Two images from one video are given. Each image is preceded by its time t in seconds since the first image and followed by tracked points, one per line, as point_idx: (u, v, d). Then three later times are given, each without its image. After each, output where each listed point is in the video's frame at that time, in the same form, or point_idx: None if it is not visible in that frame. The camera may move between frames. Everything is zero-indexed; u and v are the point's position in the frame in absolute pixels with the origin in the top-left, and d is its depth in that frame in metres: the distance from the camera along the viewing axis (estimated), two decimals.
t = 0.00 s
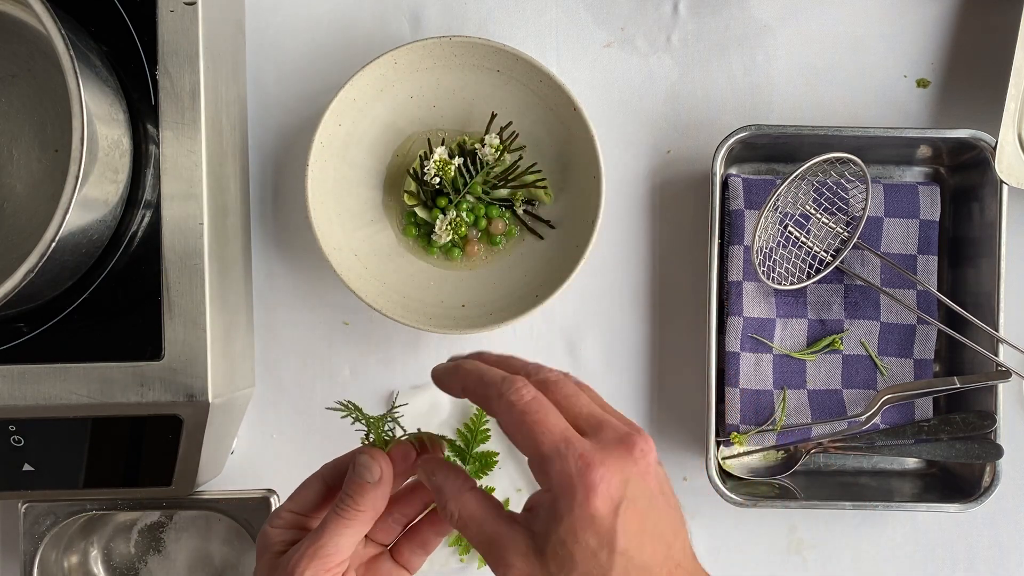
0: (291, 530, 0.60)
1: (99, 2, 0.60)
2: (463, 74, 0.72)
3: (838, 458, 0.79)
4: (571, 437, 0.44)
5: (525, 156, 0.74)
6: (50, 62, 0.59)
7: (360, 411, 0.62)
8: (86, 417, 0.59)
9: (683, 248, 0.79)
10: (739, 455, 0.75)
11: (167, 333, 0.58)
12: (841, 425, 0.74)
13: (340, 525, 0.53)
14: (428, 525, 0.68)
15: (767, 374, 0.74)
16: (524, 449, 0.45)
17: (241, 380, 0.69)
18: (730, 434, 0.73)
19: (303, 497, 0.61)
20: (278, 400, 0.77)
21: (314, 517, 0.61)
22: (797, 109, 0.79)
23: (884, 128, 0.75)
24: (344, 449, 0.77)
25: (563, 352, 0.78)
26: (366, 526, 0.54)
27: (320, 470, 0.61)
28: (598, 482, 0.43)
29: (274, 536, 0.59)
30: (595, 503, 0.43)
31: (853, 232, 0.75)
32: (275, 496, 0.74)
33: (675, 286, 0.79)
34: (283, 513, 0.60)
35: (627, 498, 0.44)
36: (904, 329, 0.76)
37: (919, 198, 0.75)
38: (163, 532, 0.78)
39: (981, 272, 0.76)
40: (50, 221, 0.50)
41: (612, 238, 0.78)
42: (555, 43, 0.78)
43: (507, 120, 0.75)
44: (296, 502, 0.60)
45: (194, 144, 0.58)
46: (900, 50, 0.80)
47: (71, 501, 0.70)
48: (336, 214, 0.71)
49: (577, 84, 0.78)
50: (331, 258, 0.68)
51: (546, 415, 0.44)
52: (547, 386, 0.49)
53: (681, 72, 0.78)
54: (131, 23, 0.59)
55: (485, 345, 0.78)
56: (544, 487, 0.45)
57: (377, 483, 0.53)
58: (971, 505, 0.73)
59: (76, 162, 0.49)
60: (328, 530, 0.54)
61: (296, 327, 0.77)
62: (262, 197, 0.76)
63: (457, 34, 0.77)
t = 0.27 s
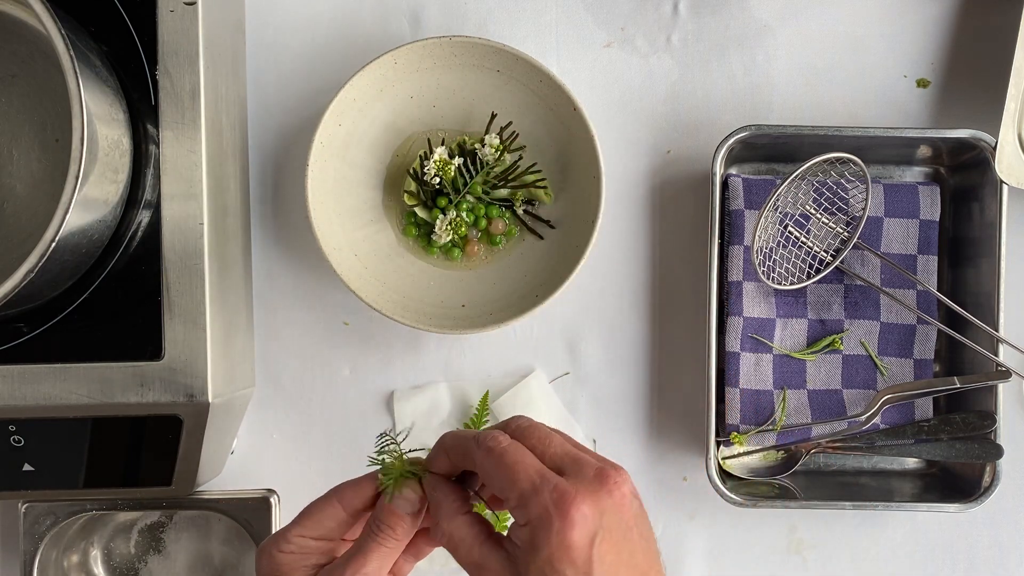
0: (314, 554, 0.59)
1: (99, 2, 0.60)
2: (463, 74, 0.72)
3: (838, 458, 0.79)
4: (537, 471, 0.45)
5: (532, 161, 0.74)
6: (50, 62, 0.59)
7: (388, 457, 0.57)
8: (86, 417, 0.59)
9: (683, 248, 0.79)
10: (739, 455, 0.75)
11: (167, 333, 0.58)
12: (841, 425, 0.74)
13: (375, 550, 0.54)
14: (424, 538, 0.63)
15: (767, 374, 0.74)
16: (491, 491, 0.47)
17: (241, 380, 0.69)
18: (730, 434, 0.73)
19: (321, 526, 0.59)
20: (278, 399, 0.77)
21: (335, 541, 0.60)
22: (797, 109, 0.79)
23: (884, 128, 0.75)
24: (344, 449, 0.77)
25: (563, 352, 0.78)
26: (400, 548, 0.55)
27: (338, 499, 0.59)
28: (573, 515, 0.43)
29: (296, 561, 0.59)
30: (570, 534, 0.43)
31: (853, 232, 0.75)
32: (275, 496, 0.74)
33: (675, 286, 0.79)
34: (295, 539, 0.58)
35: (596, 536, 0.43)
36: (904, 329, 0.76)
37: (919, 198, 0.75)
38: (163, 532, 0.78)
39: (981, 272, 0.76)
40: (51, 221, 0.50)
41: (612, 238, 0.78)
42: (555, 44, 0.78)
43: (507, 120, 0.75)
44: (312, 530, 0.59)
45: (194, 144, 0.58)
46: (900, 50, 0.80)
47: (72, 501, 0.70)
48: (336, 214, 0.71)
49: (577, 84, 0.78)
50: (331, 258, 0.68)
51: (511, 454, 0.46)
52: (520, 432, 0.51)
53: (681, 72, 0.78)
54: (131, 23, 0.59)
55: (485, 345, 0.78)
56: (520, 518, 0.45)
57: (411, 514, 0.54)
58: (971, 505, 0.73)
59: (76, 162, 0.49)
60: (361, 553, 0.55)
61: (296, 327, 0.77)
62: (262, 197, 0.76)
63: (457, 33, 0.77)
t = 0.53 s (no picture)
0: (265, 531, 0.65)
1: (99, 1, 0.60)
2: (462, 74, 0.72)
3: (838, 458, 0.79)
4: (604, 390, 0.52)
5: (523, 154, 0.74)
6: (50, 62, 0.59)
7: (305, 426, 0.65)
8: (86, 417, 0.59)
9: (683, 248, 0.79)
10: (739, 455, 0.75)
11: (167, 333, 0.58)
12: (841, 425, 0.74)
13: (312, 525, 0.58)
14: (390, 508, 0.72)
15: (767, 374, 0.74)
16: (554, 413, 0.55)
17: (241, 380, 0.69)
18: (730, 434, 0.73)
19: (269, 502, 0.66)
20: (278, 399, 0.77)
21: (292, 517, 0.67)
22: (797, 109, 0.79)
23: (884, 127, 0.75)
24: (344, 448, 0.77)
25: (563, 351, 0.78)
26: (338, 522, 0.59)
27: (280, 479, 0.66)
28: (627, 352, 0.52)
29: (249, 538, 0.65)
30: (636, 353, 0.52)
31: (853, 232, 0.75)
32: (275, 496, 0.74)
33: (675, 286, 0.79)
34: (256, 517, 0.66)
35: (635, 399, 0.53)
36: (904, 329, 0.76)
37: (919, 198, 0.75)
38: (163, 532, 0.78)
39: (981, 272, 0.76)
40: (50, 221, 0.50)
41: (612, 237, 0.78)
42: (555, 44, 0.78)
43: (507, 120, 0.75)
44: (264, 507, 0.66)
45: (194, 144, 0.58)
46: (900, 50, 0.80)
47: (72, 501, 0.70)
48: (336, 214, 0.71)
49: (577, 84, 0.78)
50: (331, 258, 0.68)
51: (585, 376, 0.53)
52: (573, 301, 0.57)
53: (681, 72, 0.78)
54: (131, 23, 0.59)
55: (485, 345, 0.78)
56: (596, 336, 0.54)
57: (346, 484, 0.56)
58: (971, 505, 0.73)
59: (76, 162, 0.49)
60: (303, 532, 0.59)
61: (296, 328, 0.77)
62: (262, 197, 0.76)
63: (457, 33, 0.77)
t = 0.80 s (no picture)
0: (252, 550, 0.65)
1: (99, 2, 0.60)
2: (462, 74, 0.72)
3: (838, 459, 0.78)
4: (589, 283, 0.54)
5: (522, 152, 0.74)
6: (50, 62, 0.59)
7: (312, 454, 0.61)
8: (86, 417, 0.59)
9: (683, 248, 0.79)
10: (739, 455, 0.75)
11: (167, 333, 0.58)
12: (841, 425, 0.74)
13: (300, 554, 0.56)
14: (373, 541, 0.69)
15: (767, 374, 0.74)
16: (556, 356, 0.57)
17: (241, 380, 0.69)
18: (730, 434, 0.73)
19: (261, 523, 0.65)
20: (278, 399, 0.77)
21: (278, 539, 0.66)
22: (797, 109, 0.79)
23: (884, 127, 0.75)
24: (343, 448, 0.77)
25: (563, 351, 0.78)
26: (324, 556, 0.57)
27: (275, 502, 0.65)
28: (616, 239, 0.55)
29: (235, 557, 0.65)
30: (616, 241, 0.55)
31: (853, 232, 0.75)
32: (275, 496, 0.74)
33: (675, 286, 0.79)
34: (241, 537, 0.65)
35: (620, 266, 0.55)
36: (904, 329, 0.76)
37: (919, 198, 0.75)
38: (163, 532, 0.78)
39: (981, 272, 0.76)
40: (50, 222, 0.50)
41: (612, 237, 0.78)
42: (554, 44, 0.78)
43: (507, 120, 0.75)
44: (254, 529, 0.65)
45: (194, 145, 0.58)
46: (900, 50, 0.80)
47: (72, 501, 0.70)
48: (336, 214, 0.71)
49: (577, 84, 0.78)
50: (331, 258, 0.68)
51: (549, 291, 0.56)
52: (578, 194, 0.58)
53: (681, 72, 0.78)
54: (131, 23, 0.59)
55: (485, 345, 0.78)
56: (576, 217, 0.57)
57: (343, 519, 0.55)
58: (971, 505, 0.73)
59: (76, 162, 0.49)
60: (288, 562, 0.56)
61: (296, 327, 0.77)
62: (262, 197, 0.76)
63: (457, 33, 0.77)
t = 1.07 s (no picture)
0: None
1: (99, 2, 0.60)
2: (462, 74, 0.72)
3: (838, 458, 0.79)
4: (564, 261, 0.59)
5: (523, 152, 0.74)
6: (50, 62, 0.59)
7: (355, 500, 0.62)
8: (86, 417, 0.59)
9: (683, 248, 0.79)
10: (739, 455, 0.75)
11: (167, 333, 0.58)
12: (841, 425, 0.74)
13: None
14: None
15: (767, 374, 0.74)
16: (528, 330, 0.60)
17: (241, 380, 0.69)
18: (730, 434, 0.73)
19: (292, 562, 0.64)
20: (278, 399, 0.77)
21: (305, 574, 0.66)
22: (797, 109, 0.79)
23: (884, 128, 0.75)
24: (344, 449, 0.77)
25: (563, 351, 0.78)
26: None
27: (311, 540, 0.64)
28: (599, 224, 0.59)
29: None
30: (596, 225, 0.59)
31: (853, 232, 0.75)
32: (275, 496, 0.74)
33: (675, 286, 0.79)
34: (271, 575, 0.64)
35: (598, 246, 0.59)
36: (904, 329, 0.76)
37: (919, 198, 0.75)
38: (163, 532, 0.78)
39: (981, 272, 0.76)
40: (50, 222, 0.50)
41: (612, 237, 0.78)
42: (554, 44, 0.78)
43: (507, 120, 0.75)
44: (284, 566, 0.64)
45: (194, 145, 0.58)
46: (900, 50, 0.80)
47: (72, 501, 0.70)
48: (336, 215, 0.71)
49: (577, 84, 0.78)
50: (331, 258, 0.68)
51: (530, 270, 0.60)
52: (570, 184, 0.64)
53: (681, 72, 0.78)
54: (131, 23, 0.59)
55: (485, 345, 0.78)
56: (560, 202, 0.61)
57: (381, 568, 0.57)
58: (971, 505, 0.73)
59: (76, 162, 0.49)
60: None
61: (296, 328, 0.77)
62: (262, 197, 0.76)
63: (457, 33, 0.77)
